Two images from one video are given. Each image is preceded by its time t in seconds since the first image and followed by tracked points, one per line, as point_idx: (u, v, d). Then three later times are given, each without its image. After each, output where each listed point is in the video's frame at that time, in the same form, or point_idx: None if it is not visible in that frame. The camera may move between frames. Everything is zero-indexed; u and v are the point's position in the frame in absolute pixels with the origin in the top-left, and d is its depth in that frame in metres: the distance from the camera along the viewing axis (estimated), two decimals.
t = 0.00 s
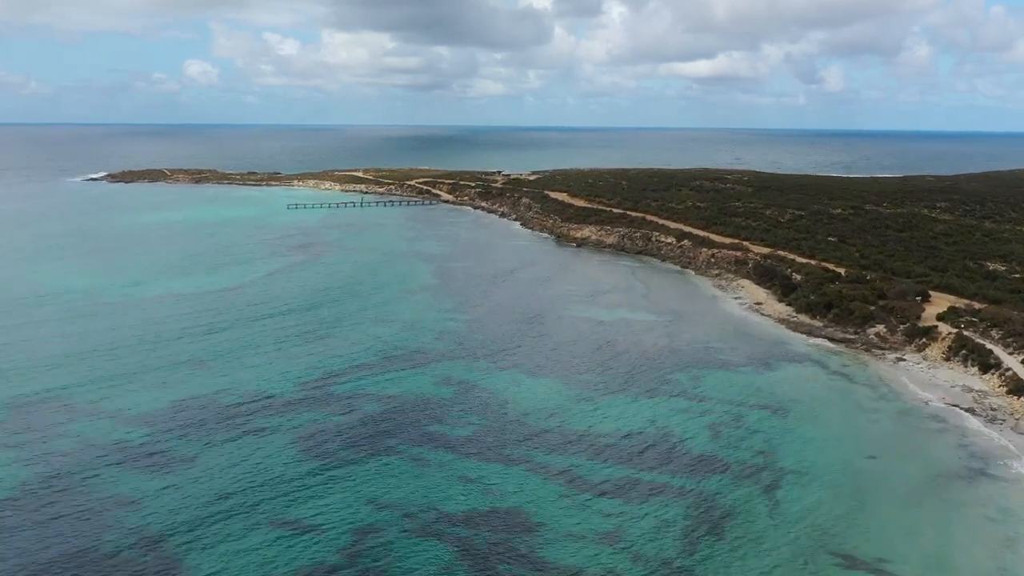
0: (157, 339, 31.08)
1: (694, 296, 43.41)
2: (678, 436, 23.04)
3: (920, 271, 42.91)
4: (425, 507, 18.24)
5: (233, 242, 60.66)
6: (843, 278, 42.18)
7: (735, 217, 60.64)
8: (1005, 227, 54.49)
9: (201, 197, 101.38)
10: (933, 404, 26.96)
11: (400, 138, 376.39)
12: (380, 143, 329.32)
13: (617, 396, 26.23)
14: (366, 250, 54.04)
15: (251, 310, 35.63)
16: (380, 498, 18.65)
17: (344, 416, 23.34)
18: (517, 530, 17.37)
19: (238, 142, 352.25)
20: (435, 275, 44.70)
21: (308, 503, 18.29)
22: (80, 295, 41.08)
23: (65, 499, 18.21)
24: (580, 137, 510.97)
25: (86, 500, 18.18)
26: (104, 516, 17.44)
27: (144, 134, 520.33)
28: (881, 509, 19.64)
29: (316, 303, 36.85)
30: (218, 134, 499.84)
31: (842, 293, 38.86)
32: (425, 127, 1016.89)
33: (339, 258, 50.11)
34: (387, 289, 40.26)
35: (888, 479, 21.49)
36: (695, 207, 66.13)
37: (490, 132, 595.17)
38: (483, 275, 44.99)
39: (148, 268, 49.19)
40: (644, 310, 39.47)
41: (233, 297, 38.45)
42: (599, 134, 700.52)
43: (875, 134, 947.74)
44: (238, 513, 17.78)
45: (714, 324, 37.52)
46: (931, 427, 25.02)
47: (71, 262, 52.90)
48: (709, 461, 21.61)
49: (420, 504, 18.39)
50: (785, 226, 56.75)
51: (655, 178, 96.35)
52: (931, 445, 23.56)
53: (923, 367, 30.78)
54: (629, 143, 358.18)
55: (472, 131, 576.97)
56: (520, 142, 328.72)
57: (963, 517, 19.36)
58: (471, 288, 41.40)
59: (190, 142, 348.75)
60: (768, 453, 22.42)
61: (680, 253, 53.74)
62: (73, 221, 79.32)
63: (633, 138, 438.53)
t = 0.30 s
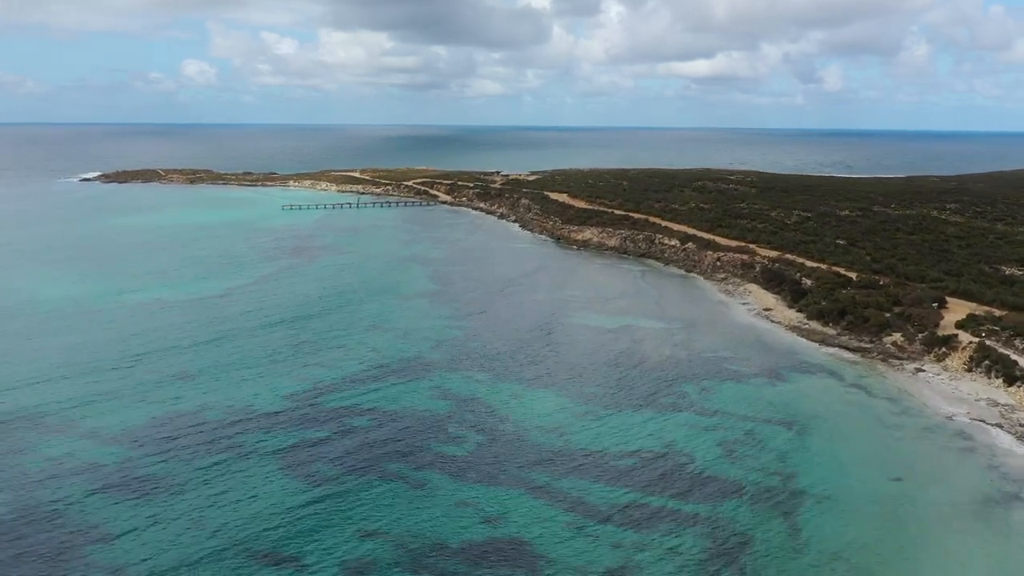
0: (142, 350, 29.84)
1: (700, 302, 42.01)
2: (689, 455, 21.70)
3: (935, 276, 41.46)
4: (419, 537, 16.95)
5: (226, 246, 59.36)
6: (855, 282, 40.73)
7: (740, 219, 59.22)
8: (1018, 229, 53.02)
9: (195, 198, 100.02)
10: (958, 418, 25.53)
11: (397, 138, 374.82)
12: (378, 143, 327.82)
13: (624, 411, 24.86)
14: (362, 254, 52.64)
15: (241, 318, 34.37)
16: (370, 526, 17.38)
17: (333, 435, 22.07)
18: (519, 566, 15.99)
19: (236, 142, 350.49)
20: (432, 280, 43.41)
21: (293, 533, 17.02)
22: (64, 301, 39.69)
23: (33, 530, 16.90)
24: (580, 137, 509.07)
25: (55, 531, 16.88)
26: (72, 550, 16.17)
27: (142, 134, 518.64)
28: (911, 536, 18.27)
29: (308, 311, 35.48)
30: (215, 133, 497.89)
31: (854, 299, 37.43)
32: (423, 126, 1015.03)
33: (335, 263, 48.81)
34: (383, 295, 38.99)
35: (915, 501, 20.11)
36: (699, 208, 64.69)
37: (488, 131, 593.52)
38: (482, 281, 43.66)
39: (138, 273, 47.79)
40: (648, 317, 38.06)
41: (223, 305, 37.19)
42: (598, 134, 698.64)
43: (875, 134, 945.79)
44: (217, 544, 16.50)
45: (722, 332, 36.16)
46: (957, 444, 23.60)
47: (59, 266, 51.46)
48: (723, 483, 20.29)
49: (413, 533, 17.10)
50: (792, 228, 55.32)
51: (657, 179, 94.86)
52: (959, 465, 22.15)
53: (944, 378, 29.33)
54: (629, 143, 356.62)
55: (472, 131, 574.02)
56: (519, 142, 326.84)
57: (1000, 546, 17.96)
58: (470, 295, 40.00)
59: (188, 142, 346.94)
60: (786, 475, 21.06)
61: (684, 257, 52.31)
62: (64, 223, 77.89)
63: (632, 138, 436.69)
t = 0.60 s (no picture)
0: (127, 361, 28.54)
1: (706, 308, 40.68)
2: (703, 478, 20.41)
3: (949, 281, 40.09)
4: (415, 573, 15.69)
5: (220, 249, 58.03)
6: (867, 288, 39.35)
7: (745, 221, 57.85)
8: None
9: (190, 199, 98.66)
10: (985, 436, 24.18)
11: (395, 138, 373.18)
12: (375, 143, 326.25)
13: (633, 428, 23.53)
14: (357, 258, 51.29)
15: (232, 327, 33.08)
16: (363, 561, 16.14)
17: (324, 455, 20.83)
18: None
19: (234, 142, 349.03)
20: (430, 285, 42.09)
21: (280, 569, 15.77)
22: (48, 307, 38.32)
23: None
24: (579, 137, 507.45)
25: (22, 567, 15.60)
26: None
27: (139, 133, 516.24)
28: (947, 567, 16.93)
29: (301, 319, 34.16)
30: (214, 133, 496.27)
31: (868, 306, 36.07)
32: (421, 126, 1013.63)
33: (330, 268, 47.50)
34: (378, 302, 37.70)
35: (947, 528, 18.78)
36: (703, 210, 63.32)
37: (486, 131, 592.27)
38: (481, 286, 42.34)
39: (126, 278, 46.38)
40: (654, 324, 36.73)
41: (213, 313, 35.89)
42: (597, 134, 697.12)
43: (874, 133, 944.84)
44: None
45: (731, 340, 34.82)
46: (986, 464, 22.28)
47: (45, 270, 50.05)
48: (741, 509, 19.00)
49: (409, 569, 15.85)
50: (799, 230, 53.96)
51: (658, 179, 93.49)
52: (991, 489, 20.82)
53: (967, 391, 27.94)
54: (629, 143, 354.99)
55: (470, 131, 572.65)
56: (518, 142, 325.09)
57: None
58: (469, 301, 38.68)
59: (186, 142, 345.50)
60: (807, 500, 19.77)
61: (688, 260, 50.95)
62: (54, 225, 76.37)
63: (632, 138, 435.13)
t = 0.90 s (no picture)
0: (107, 374, 27.22)
1: (713, 314, 39.33)
2: (718, 504, 19.10)
3: (966, 287, 38.67)
4: None
5: (212, 252, 56.65)
6: (880, 294, 37.94)
7: (750, 223, 56.40)
8: None
9: (184, 200, 97.18)
10: (1015, 454, 22.82)
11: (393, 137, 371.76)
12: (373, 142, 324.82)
13: (642, 447, 22.22)
14: (352, 262, 49.94)
15: (220, 337, 31.77)
16: None
17: (313, 478, 19.61)
18: None
19: (233, 142, 347.47)
20: (427, 291, 40.74)
21: None
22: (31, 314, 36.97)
23: None
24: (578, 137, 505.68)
25: None
26: None
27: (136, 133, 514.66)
28: None
29: (292, 329, 32.84)
30: (211, 133, 493.07)
31: (883, 314, 34.66)
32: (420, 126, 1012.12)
33: (324, 273, 46.14)
34: (374, 309, 36.44)
35: (983, 557, 17.44)
36: (707, 212, 61.85)
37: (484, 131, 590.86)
38: (480, 291, 40.97)
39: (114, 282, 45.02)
40: (660, 332, 35.37)
41: (202, 321, 34.58)
42: (596, 134, 695.63)
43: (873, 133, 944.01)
44: None
45: (740, 349, 33.39)
46: (1019, 486, 20.93)
47: (32, 274, 48.66)
48: (760, 538, 17.69)
49: None
50: (806, 233, 52.57)
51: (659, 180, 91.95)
52: None
53: (993, 405, 26.46)
54: (629, 143, 353.71)
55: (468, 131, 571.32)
56: (517, 142, 323.88)
57: None
58: (468, 308, 37.35)
59: (186, 142, 344.25)
60: (830, 528, 18.46)
61: (693, 264, 49.49)
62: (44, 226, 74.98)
63: (631, 138, 433.51)
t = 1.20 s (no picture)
0: (88, 388, 25.98)
1: (720, 321, 38.00)
2: (737, 534, 17.83)
3: (983, 293, 37.25)
4: None
5: (203, 257, 55.33)
6: (895, 300, 36.53)
7: (756, 226, 55.03)
8: None
9: (177, 202, 95.72)
10: None
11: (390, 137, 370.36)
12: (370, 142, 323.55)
13: (654, 469, 20.93)
14: (348, 267, 48.62)
15: (208, 348, 30.55)
16: None
17: (302, 505, 18.35)
18: None
19: (231, 143, 345.72)
20: (423, 298, 39.48)
21: None
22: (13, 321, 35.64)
23: None
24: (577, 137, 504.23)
25: None
26: None
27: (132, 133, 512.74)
28: None
29: (284, 339, 31.51)
30: (208, 133, 491.81)
31: (899, 322, 33.24)
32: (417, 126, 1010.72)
33: (318, 279, 44.87)
34: (368, 317, 35.20)
35: None
36: (710, 215, 60.46)
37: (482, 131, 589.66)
38: (478, 297, 39.70)
39: (102, 288, 43.67)
40: (666, 340, 34.01)
41: (190, 330, 33.34)
42: (595, 133, 694.21)
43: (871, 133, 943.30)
44: None
45: (750, 359, 32.07)
46: None
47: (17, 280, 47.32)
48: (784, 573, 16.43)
49: None
50: (814, 236, 51.17)
51: (661, 181, 90.44)
52: None
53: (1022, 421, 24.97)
54: (628, 143, 351.74)
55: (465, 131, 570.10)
56: (514, 142, 322.67)
57: None
58: (467, 315, 36.02)
59: (185, 142, 342.78)
60: (858, 560, 17.20)
61: (698, 269, 48.11)
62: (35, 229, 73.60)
63: (629, 138, 432.32)
